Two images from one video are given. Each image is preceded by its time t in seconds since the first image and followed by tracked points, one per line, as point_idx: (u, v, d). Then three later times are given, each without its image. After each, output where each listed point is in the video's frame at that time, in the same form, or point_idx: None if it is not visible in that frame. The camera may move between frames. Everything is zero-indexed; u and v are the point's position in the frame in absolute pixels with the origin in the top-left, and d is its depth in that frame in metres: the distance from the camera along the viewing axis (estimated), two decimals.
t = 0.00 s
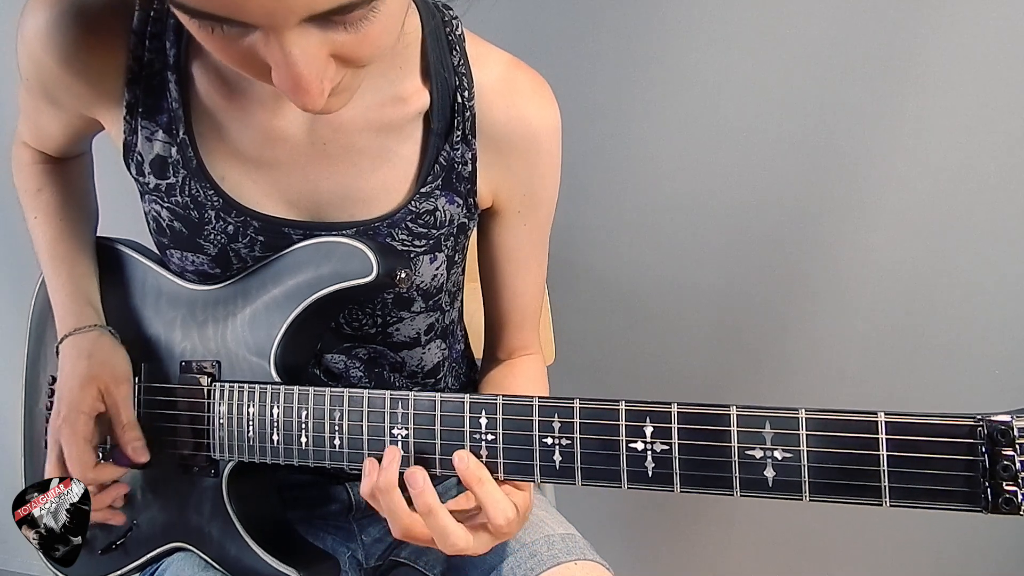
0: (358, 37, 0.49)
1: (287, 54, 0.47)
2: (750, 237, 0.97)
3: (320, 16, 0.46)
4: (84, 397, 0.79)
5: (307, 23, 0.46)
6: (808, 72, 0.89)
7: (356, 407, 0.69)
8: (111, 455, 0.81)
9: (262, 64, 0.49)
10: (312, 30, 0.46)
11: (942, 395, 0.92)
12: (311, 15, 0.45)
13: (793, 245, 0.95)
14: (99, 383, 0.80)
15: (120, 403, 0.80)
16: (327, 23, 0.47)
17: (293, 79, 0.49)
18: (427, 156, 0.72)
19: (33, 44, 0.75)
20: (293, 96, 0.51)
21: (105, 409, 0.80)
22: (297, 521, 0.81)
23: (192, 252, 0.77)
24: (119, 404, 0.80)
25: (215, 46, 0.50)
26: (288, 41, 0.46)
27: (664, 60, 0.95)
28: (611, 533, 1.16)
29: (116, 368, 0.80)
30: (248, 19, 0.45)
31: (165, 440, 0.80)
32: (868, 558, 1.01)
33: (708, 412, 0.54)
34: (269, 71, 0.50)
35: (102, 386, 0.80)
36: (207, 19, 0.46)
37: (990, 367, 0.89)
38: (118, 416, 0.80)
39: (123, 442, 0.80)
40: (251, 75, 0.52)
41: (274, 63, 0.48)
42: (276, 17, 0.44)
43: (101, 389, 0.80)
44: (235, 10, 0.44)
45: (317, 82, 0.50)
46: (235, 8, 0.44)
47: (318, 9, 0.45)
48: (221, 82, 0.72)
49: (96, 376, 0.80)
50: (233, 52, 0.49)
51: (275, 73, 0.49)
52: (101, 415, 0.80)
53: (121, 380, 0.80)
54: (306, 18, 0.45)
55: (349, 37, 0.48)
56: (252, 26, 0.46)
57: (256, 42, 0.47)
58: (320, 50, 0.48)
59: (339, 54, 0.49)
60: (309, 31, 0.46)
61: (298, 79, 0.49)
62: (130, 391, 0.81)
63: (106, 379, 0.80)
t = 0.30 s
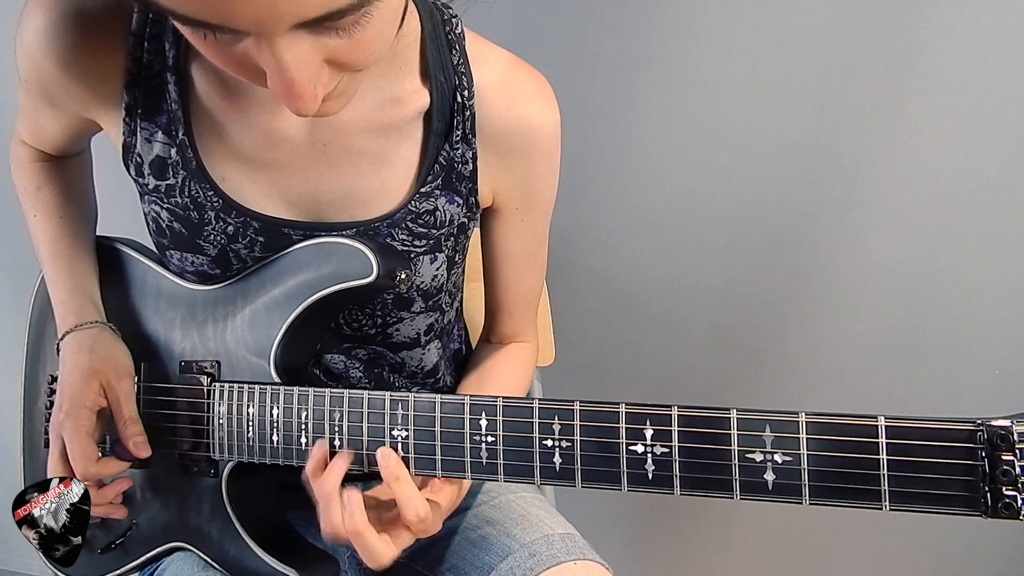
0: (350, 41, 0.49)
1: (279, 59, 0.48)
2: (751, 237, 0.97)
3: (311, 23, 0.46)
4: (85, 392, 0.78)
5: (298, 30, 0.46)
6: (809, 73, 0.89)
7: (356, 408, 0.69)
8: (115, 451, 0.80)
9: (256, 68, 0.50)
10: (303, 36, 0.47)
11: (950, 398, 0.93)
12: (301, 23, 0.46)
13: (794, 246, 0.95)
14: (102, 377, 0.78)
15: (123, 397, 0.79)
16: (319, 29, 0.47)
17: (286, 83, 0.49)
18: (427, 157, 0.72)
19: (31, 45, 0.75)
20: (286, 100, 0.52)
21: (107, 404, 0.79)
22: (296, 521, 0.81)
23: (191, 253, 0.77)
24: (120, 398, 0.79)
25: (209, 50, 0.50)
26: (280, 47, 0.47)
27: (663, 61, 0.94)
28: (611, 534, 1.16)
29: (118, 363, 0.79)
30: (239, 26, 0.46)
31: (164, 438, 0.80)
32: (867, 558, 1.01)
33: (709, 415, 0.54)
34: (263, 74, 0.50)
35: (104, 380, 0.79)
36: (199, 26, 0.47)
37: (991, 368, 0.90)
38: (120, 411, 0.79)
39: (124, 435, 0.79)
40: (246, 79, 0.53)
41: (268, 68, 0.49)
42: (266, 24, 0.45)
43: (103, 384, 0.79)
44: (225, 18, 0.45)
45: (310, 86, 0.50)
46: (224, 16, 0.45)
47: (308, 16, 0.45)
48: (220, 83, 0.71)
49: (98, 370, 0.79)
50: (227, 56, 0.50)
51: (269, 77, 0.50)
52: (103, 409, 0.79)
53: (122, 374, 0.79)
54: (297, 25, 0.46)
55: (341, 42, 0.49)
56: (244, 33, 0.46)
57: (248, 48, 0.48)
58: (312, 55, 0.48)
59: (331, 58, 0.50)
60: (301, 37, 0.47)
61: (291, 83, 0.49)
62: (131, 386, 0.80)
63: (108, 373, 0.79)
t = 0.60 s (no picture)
0: (345, 42, 0.49)
1: (274, 60, 0.47)
2: (752, 239, 0.97)
3: (304, 22, 0.46)
4: (84, 376, 0.78)
5: (291, 29, 0.46)
6: (809, 74, 0.88)
7: (354, 409, 0.69)
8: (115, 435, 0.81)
9: (252, 68, 0.50)
10: (297, 36, 0.47)
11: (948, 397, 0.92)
12: (294, 23, 0.45)
13: (794, 247, 0.95)
14: (102, 362, 0.79)
15: (122, 381, 0.79)
16: (313, 29, 0.47)
17: (282, 84, 0.49)
18: (431, 160, 0.72)
19: (34, 45, 0.75)
20: (283, 101, 0.52)
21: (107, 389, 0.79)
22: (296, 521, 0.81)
23: (191, 251, 0.77)
24: (120, 382, 0.79)
25: (206, 50, 0.50)
26: (274, 47, 0.47)
27: (662, 60, 0.94)
28: (611, 534, 1.16)
29: (117, 348, 0.80)
30: (233, 26, 0.45)
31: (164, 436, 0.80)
32: (866, 558, 1.01)
33: (708, 419, 0.53)
34: (260, 75, 0.50)
35: (104, 365, 0.79)
36: (194, 26, 0.47)
37: (990, 369, 0.90)
38: (119, 395, 0.79)
39: (124, 419, 0.79)
40: (244, 80, 0.53)
41: (263, 68, 0.49)
42: (258, 23, 0.45)
43: (103, 369, 0.79)
44: (218, 18, 0.45)
45: (305, 87, 0.50)
46: (217, 16, 0.45)
47: (300, 15, 0.45)
48: (223, 83, 0.71)
49: (98, 355, 0.79)
50: (224, 57, 0.50)
51: (265, 78, 0.50)
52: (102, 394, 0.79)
53: (122, 359, 0.80)
54: (290, 24, 0.45)
55: (336, 43, 0.49)
56: (239, 33, 0.46)
57: (244, 48, 0.47)
58: (307, 55, 0.48)
59: (327, 59, 0.50)
60: (294, 37, 0.47)
61: (287, 84, 0.49)
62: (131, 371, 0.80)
63: (107, 358, 0.79)
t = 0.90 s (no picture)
0: (343, 45, 0.48)
1: (269, 63, 0.47)
2: (753, 239, 0.96)
3: (300, 26, 0.45)
4: (88, 349, 0.80)
5: (287, 33, 0.46)
6: (810, 73, 0.87)
7: (351, 410, 0.69)
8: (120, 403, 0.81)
9: (249, 69, 0.49)
10: (293, 39, 0.46)
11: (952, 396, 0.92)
12: (289, 26, 0.45)
13: (796, 247, 0.94)
14: (104, 334, 0.80)
15: (125, 351, 0.80)
16: (309, 33, 0.46)
17: (278, 86, 0.49)
18: (433, 165, 0.72)
19: (38, 43, 0.75)
20: (279, 103, 0.51)
21: (111, 360, 0.80)
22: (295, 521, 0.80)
23: (191, 249, 0.76)
24: (123, 353, 0.80)
25: (204, 50, 0.50)
26: (270, 51, 0.46)
27: (663, 59, 0.93)
28: (610, 534, 1.15)
29: (118, 321, 0.81)
30: (228, 28, 0.45)
31: (162, 434, 0.80)
32: (866, 560, 1.01)
33: (703, 423, 0.53)
34: (256, 75, 0.50)
35: (108, 338, 0.80)
36: (190, 28, 0.47)
37: (990, 369, 0.89)
38: (122, 365, 0.80)
39: (128, 387, 0.80)
40: (242, 79, 0.52)
41: (259, 70, 0.48)
42: (252, 26, 0.44)
43: (107, 341, 0.80)
44: (213, 20, 0.45)
45: (302, 89, 0.50)
46: (212, 18, 0.44)
47: (295, 20, 0.45)
48: (225, 82, 0.72)
49: (101, 329, 0.80)
50: (220, 57, 0.49)
51: (262, 80, 0.49)
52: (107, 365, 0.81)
53: (125, 331, 0.81)
54: (284, 28, 0.45)
55: (333, 46, 0.48)
56: (234, 35, 0.46)
57: (240, 50, 0.47)
58: (304, 58, 0.48)
59: (324, 61, 0.49)
60: (290, 40, 0.46)
61: (283, 86, 0.49)
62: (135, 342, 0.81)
63: (110, 330, 0.80)
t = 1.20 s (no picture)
0: (343, 41, 0.49)
1: (269, 59, 0.47)
2: (753, 239, 0.95)
3: (300, 22, 0.46)
4: (93, 342, 0.81)
5: (287, 29, 0.46)
6: (810, 73, 0.87)
7: (350, 409, 0.69)
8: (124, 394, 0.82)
9: (249, 66, 0.49)
10: (293, 35, 0.46)
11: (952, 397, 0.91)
12: (289, 21, 0.45)
13: (795, 247, 0.94)
14: (108, 328, 0.81)
15: (129, 344, 0.81)
16: (310, 29, 0.46)
17: (278, 83, 0.49)
18: (432, 164, 0.72)
19: (42, 45, 0.76)
20: (279, 100, 0.51)
21: (116, 354, 0.81)
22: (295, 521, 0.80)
23: (190, 248, 0.76)
24: (127, 346, 0.81)
25: (204, 48, 0.50)
26: (270, 47, 0.46)
27: (662, 59, 0.92)
28: (610, 535, 1.15)
29: (121, 313, 0.82)
30: (228, 24, 0.45)
31: (161, 435, 0.80)
32: (867, 560, 1.01)
33: (702, 422, 0.53)
34: (255, 73, 0.50)
35: (110, 331, 0.81)
36: (190, 24, 0.47)
37: (991, 369, 0.89)
38: (127, 357, 0.81)
39: (132, 379, 0.81)
40: (242, 77, 0.52)
41: (260, 66, 0.48)
42: (253, 22, 0.44)
43: (110, 335, 0.81)
44: (214, 16, 0.45)
45: (302, 86, 0.50)
46: (213, 13, 0.45)
47: (295, 15, 0.45)
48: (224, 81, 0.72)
49: (106, 322, 0.81)
50: (220, 54, 0.49)
51: (262, 77, 0.49)
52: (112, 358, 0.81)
53: (127, 324, 0.81)
54: (285, 24, 0.45)
55: (333, 42, 0.48)
56: (234, 31, 0.46)
57: (240, 46, 0.47)
58: (304, 55, 0.48)
59: (325, 59, 0.49)
60: (291, 36, 0.46)
61: (283, 83, 0.49)
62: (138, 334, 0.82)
63: (113, 323, 0.81)
